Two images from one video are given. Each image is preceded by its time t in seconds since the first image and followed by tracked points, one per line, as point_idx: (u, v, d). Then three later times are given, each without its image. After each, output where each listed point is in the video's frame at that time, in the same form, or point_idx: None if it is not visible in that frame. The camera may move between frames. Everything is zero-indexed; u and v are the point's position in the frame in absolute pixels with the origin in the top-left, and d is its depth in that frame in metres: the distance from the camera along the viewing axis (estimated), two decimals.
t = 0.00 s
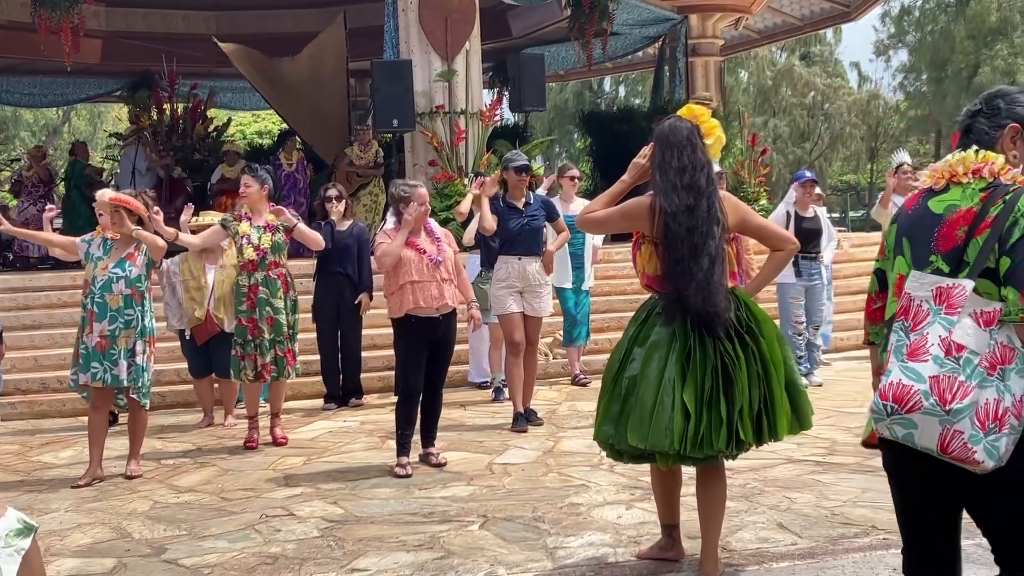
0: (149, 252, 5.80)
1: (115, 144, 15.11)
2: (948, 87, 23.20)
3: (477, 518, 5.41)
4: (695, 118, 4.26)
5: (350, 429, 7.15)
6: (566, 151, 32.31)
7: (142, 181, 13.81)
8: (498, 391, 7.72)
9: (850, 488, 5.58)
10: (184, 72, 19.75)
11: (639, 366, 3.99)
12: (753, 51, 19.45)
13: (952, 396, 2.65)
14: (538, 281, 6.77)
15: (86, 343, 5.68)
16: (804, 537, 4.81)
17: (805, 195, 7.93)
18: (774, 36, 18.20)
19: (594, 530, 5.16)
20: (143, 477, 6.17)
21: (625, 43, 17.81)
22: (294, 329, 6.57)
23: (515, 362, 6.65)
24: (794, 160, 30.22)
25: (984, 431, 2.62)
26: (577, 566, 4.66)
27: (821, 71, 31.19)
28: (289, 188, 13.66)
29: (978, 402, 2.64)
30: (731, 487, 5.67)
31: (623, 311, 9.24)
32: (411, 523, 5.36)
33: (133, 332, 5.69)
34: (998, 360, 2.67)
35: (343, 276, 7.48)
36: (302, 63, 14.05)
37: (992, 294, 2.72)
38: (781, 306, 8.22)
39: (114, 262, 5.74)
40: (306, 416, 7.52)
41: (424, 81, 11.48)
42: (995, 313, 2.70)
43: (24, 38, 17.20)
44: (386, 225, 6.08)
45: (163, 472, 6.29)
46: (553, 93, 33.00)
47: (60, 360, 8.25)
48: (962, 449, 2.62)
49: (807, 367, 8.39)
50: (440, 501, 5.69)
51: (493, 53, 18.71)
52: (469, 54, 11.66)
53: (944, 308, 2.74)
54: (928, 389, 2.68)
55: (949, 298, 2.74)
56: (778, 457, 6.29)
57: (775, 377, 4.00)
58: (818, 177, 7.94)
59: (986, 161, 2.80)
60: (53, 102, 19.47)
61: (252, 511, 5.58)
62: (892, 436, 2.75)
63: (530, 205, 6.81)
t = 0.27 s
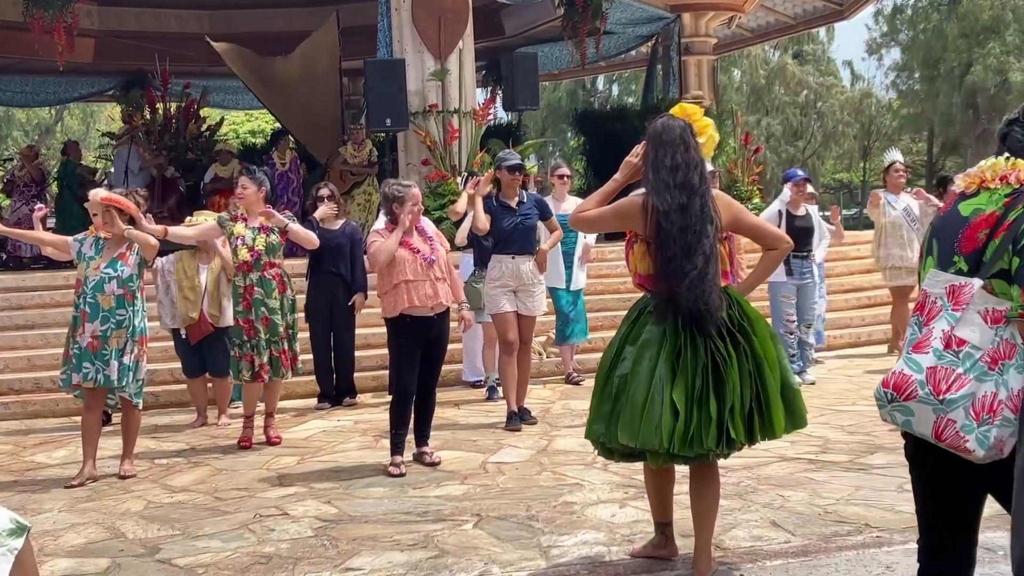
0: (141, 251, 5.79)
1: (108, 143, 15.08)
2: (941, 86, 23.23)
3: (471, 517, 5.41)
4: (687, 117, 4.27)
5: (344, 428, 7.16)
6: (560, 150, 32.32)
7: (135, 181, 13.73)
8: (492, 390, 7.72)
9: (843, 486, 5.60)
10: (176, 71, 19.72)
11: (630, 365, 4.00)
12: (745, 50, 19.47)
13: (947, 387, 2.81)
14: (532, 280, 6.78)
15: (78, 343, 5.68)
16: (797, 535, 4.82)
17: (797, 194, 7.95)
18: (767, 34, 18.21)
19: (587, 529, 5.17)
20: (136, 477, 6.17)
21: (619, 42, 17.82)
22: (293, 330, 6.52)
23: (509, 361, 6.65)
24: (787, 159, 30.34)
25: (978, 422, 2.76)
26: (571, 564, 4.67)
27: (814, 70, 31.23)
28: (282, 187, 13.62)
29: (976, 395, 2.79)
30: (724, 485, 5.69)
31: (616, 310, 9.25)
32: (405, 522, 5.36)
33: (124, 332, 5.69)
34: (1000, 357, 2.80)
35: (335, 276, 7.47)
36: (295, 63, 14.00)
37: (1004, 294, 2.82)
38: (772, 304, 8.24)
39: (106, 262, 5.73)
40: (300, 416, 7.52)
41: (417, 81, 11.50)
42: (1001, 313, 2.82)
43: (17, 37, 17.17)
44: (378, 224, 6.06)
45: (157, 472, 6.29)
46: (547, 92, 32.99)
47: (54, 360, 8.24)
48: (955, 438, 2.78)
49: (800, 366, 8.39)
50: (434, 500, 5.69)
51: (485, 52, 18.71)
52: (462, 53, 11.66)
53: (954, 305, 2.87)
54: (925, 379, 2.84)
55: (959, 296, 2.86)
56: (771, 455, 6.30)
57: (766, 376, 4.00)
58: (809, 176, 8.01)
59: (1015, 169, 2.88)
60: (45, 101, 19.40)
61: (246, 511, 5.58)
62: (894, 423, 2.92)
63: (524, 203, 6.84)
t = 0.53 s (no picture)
0: (135, 251, 5.77)
1: (102, 142, 15.04)
2: (935, 84, 23.29)
3: (467, 516, 5.42)
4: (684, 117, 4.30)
5: (339, 427, 7.15)
6: (554, 149, 32.35)
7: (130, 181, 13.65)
8: (488, 388, 7.72)
9: (838, 485, 5.61)
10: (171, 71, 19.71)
11: (628, 367, 4.01)
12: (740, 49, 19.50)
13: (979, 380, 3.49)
14: (527, 278, 6.78)
15: (73, 343, 5.66)
16: (792, 535, 4.83)
17: (789, 193, 7.97)
18: (761, 33, 18.23)
19: (583, 528, 5.18)
20: (131, 477, 6.16)
21: (613, 42, 17.81)
22: (289, 330, 6.53)
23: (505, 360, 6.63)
24: (781, 157, 30.36)
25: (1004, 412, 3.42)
26: (568, 565, 4.68)
27: (808, 68, 31.25)
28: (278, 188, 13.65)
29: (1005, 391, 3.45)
30: (719, 484, 5.70)
31: (611, 309, 9.25)
32: (401, 522, 5.37)
33: (119, 332, 5.67)
34: None
35: (328, 276, 7.47)
36: (290, 62, 14.00)
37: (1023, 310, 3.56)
38: (767, 303, 8.25)
39: (100, 262, 5.72)
40: (295, 415, 7.52)
41: (412, 80, 11.46)
42: None
43: (10, 38, 17.10)
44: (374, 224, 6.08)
45: (152, 472, 6.28)
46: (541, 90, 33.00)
47: (48, 359, 8.23)
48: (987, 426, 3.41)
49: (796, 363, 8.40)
50: (430, 499, 5.70)
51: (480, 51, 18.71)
52: (457, 52, 11.64)
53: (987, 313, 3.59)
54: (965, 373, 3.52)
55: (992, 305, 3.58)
56: (766, 454, 6.31)
57: (764, 375, 4.02)
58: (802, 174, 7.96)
59: None
60: (38, 99, 19.32)
61: (241, 511, 5.58)
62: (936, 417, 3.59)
63: (518, 203, 6.84)
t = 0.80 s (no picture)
0: (130, 249, 5.76)
1: (97, 141, 15.01)
2: (929, 83, 23.24)
3: (462, 515, 5.42)
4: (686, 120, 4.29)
5: (334, 426, 7.15)
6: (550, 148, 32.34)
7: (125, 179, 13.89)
8: (483, 387, 7.73)
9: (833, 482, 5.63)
10: (165, 70, 19.68)
11: (614, 365, 4.02)
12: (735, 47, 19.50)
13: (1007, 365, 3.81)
14: (523, 277, 6.78)
15: (68, 341, 5.65)
16: (788, 532, 4.84)
17: (784, 191, 8.01)
18: (757, 32, 18.23)
19: (579, 526, 5.18)
20: (127, 476, 6.16)
21: (609, 41, 17.79)
22: (284, 329, 6.52)
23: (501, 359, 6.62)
24: (777, 156, 30.23)
25: None
26: (563, 563, 4.68)
27: (803, 67, 31.25)
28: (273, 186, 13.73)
29: None
30: (715, 482, 5.71)
31: (607, 307, 9.25)
32: (397, 520, 5.37)
33: (115, 331, 5.66)
34: None
35: (323, 275, 7.48)
36: (285, 60, 13.98)
37: None
38: (761, 302, 8.27)
39: (95, 260, 5.71)
40: (291, 414, 7.51)
41: (407, 79, 11.45)
42: None
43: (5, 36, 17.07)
44: (369, 222, 6.09)
45: (148, 470, 6.28)
46: (537, 88, 32.98)
47: (44, 359, 8.21)
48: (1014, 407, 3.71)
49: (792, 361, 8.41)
50: (426, 498, 5.70)
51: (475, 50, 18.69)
52: (452, 51, 11.64)
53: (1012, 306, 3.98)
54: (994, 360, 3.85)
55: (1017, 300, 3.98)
56: (761, 452, 6.32)
57: (751, 377, 4.02)
58: (796, 174, 8.04)
59: None
60: (33, 96, 19.17)
61: (237, 510, 5.58)
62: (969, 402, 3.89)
63: (513, 202, 6.87)
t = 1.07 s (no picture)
0: (126, 249, 5.76)
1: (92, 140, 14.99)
2: (924, 82, 23.15)
3: (458, 514, 5.43)
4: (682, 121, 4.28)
5: (330, 425, 7.15)
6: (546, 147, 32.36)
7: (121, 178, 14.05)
8: (479, 386, 7.73)
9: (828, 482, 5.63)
10: (161, 69, 19.68)
11: (609, 364, 4.03)
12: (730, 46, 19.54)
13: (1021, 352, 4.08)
14: (519, 276, 6.79)
15: (64, 341, 5.65)
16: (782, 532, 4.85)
17: (778, 190, 8.07)
18: (752, 31, 18.25)
19: (575, 526, 5.19)
20: (123, 475, 6.15)
21: (604, 40, 17.81)
22: (280, 328, 6.49)
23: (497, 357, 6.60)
24: (773, 155, 30.28)
25: None
26: (559, 562, 4.68)
27: (799, 66, 31.27)
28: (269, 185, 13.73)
29: None
30: (710, 481, 5.72)
31: (603, 307, 9.26)
32: (393, 520, 5.37)
33: (111, 330, 5.66)
34: None
35: (318, 275, 7.46)
36: (281, 61, 13.94)
37: None
38: (756, 301, 8.29)
39: (91, 259, 5.71)
40: (287, 413, 7.52)
41: (403, 78, 11.44)
42: None
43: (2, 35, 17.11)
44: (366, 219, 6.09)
45: (144, 470, 6.27)
46: (534, 87, 33.02)
47: (39, 358, 8.21)
48: None
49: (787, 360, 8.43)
50: (422, 497, 5.70)
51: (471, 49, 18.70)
52: (448, 50, 11.62)
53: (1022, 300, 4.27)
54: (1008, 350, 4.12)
55: None
56: (757, 451, 6.33)
57: (746, 375, 4.03)
58: (790, 173, 8.11)
59: None
60: (29, 96, 18.92)
61: (233, 509, 5.58)
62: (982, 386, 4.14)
63: (509, 202, 6.87)
